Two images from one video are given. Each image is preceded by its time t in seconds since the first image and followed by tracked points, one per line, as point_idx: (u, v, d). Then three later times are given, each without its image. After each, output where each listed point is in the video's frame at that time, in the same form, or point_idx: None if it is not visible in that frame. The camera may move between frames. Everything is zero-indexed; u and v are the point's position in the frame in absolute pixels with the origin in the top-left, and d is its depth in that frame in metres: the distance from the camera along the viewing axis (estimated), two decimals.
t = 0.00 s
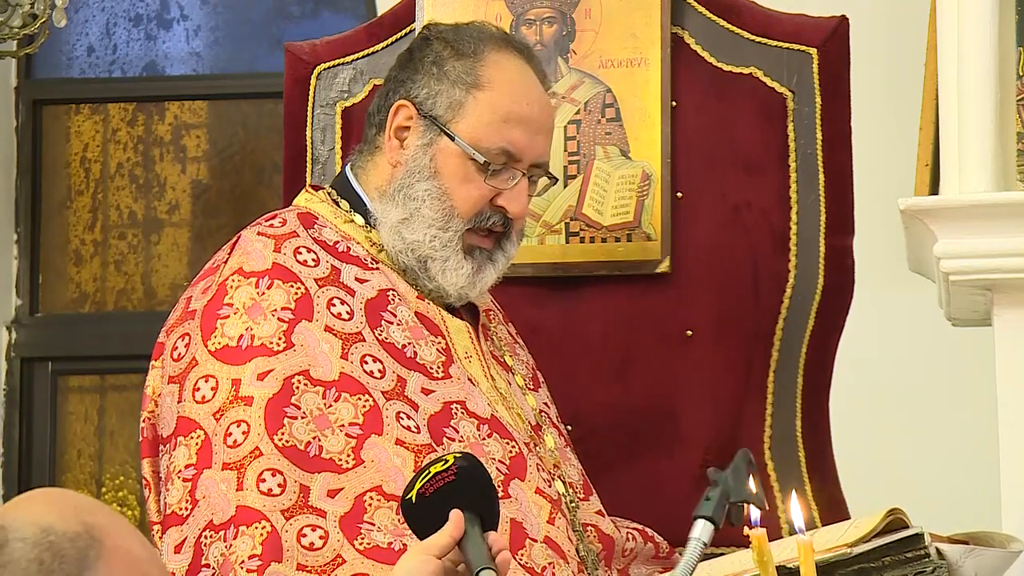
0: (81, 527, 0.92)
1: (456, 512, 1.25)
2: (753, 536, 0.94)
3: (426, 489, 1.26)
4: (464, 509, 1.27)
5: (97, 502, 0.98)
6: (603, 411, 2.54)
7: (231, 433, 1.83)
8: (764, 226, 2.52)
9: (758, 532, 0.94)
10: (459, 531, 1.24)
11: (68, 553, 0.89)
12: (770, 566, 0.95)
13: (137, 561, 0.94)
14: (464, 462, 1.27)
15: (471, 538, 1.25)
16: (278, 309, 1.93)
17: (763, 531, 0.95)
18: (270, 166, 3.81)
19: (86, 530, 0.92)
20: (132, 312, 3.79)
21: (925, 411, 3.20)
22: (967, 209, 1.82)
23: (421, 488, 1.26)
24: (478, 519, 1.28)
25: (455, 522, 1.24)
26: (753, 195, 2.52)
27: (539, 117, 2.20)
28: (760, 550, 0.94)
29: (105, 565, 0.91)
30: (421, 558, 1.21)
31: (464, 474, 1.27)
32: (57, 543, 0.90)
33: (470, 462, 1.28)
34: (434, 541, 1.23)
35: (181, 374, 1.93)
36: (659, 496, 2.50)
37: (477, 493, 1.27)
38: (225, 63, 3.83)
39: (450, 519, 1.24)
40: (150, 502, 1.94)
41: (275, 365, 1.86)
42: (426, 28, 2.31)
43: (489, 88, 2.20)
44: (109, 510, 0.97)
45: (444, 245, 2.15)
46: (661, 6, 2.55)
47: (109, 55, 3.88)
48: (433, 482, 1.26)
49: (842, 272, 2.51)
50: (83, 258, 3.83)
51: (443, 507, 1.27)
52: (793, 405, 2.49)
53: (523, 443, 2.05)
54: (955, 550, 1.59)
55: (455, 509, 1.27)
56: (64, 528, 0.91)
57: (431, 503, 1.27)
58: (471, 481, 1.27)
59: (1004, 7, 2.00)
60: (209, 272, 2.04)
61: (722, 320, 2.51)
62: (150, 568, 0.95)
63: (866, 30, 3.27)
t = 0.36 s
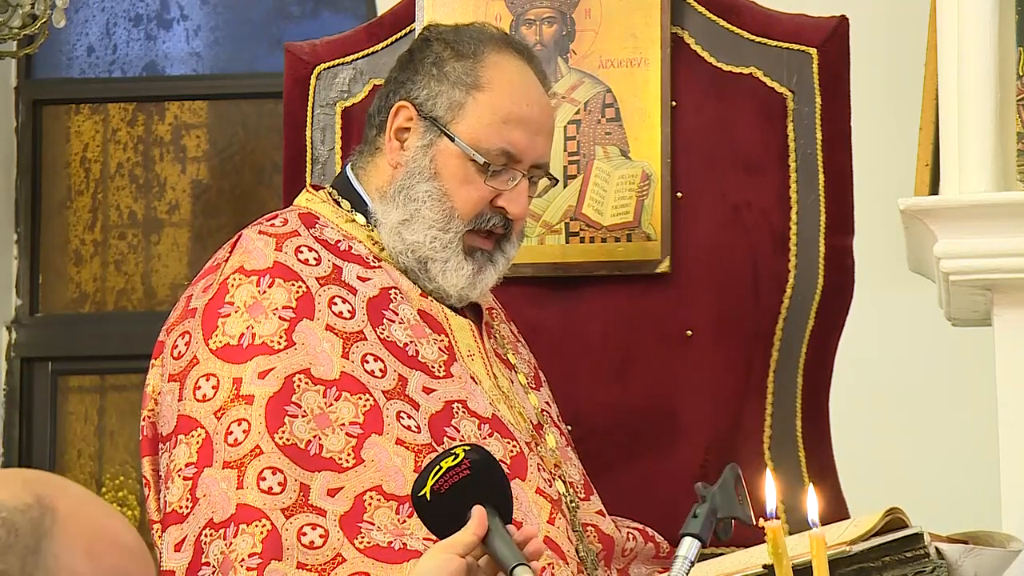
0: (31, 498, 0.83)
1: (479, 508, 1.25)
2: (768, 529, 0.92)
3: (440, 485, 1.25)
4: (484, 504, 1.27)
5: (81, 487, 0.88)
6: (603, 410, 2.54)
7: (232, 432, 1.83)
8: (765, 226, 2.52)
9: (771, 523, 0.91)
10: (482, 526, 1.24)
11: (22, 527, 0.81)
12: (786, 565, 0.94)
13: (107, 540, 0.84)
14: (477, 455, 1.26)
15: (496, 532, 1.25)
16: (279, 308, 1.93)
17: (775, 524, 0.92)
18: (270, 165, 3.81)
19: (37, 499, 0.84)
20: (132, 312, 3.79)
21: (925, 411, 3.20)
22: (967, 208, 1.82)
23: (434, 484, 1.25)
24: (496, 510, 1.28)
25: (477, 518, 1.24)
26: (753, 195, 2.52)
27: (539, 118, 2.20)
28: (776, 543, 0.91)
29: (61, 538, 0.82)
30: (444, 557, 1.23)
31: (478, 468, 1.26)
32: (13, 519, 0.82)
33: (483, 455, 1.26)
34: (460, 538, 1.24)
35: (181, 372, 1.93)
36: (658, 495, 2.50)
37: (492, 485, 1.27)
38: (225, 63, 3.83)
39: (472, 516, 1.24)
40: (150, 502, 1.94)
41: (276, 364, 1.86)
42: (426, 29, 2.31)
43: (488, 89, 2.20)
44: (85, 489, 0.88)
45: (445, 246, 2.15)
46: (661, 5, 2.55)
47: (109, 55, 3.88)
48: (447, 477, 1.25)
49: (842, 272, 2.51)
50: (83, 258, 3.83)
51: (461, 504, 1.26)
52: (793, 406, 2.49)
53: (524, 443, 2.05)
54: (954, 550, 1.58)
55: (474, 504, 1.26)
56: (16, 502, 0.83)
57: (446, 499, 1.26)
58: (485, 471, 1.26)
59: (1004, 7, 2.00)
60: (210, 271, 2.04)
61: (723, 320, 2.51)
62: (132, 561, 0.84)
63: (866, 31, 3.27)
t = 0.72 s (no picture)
0: (53, 507, 0.85)
1: (484, 516, 1.25)
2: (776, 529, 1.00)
3: (447, 488, 1.24)
4: (490, 510, 1.27)
5: (85, 491, 0.91)
6: (604, 410, 2.54)
7: (235, 432, 1.83)
8: (765, 226, 2.52)
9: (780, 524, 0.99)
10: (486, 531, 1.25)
11: (42, 533, 0.82)
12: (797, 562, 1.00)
13: (119, 541, 0.86)
14: (486, 459, 1.26)
15: (500, 538, 1.26)
16: (281, 308, 1.93)
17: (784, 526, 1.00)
18: (270, 165, 3.81)
19: (58, 509, 0.85)
20: (132, 312, 3.79)
21: (925, 411, 3.20)
22: (967, 208, 1.83)
23: (442, 487, 1.24)
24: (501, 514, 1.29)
25: (480, 525, 1.25)
26: (754, 195, 2.53)
27: (542, 118, 2.20)
28: (783, 542, 0.99)
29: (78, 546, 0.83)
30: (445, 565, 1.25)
31: (486, 472, 1.26)
32: (30, 526, 0.82)
33: (492, 459, 1.26)
34: (461, 546, 1.25)
35: (184, 372, 1.93)
36: (659, 495, 2.51)
37: (497, 489, 1.27)
38: (225, 62, 3.83)
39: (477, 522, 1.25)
40: (153, 502, 1.94)
41: (279, 364, 1.86)
42: (430, 29, 2.32)
43: (492, 90, 2.20)
44: (96, 497, 0.90)
45: (449, 246, 2.15)
46: (662, 6, 2.56)
47: (109, 55, 3.88)
48: (455, 481, 1.25)
49: (843, 273, 2.51)
50: (83, 258, 3.83)
51: (468, 509, 1.26)
52: (793, 406, 2.50)
53: (527, 443, 2.06)
54: (954, 549, 1.61)
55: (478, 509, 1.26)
56: (38, 509, 0.84)
57: (451, 502, 1.25)
58: (492, 476, 1.26)
59: (1004, 7, 2.01)
60: (213, 271, 2.04)
61: (724, 320, 2.52)
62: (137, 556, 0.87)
63: (865, 31, 3.27)
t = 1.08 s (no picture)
0: (87, 522, 0.81)
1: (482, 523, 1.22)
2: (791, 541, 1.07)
3: (446, 494, 1.22)
4: (487, 518, 1.24)
5: (103, 499, 0.88)
6: (603, 410, 2.54)
7: (233, 432, 1.83)
8: (765, 226, 2.52)
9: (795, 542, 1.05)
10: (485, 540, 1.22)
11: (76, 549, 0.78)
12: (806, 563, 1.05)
13: (148, 554, 0.84)
14: (485, 464, 1.24)
15: (498, 545, 1.23)
16: (280, 309, 1.93)
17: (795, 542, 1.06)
18: (270, 166, 3.81)
19: (97, 525, 0.81)
20: (132, 312, 3.79)
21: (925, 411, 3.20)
22: (967, 208, 1.82)
23: (441, 493, 1.22)
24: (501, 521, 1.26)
25: (479, 534, 1.22)
26: (753, 195, 2.52)
27: (541, 119, 2.20)
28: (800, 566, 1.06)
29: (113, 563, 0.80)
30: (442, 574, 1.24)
31: (485, 477, 1.24)
32: (67, 540, 0.79)
33: (492, 464, 1.25)
34: (459, 555, 1.23)
35: (183, 372, 1.93)
36: (659, 495, 2.51)
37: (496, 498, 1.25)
38: (225, 62, 3.83)
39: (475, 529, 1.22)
40: (152, 502, 1.94)
41: (277, 365, 1.86)
42: (430, 29, 2.32)
43: (491, 90, 2.20)
44: (111, 502, 0.88)
45: (448, 246, 2.15)
46: (661, 6, 2.55)
47: (109, 55, 3.88)
48: (454, 486, 1.23)
49: (842, 273, 2.51)
50: (83, 258, 3.84)
51: (465, 515, 1.24)
52: (793, 406, 2.49)
53: (525, 443, 2.06)
54: (954, 550, 1.62)
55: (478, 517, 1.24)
56: (73, 524, 0.80)
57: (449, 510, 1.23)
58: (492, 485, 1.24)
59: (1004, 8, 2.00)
60: (212, 271, 2.04)
61: (723, 320, 2.52)
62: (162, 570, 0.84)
63: (865, 30, 3.27)
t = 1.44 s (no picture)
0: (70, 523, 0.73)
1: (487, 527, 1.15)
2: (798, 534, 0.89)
3: (451, 497, 1.16)
4: (492, 522, 1.18)
5: (111, 499, 0.79)
6: (603, 410, 2.54)
7: (232, 432, 1.83)
8: (765, 226, 2.52)
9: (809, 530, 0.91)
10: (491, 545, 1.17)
11: (86, 550, 0.70)
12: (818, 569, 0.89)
13: (158, 556, 0.74)
14: (491, 469, 1.17)
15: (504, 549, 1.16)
16: (279, 309, 1.93)
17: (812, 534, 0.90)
18: (270, 166, 3.81)
19: (106, 526, 0.73)
20: (132, 312, 3.79)
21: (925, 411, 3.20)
22: (967, 208, 1.82)
23: (446, 496, 1.16)
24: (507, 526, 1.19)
25: (484, 538, 1.16)
26: (753, 195, 2.52)
27: (541, 119, 2.20)
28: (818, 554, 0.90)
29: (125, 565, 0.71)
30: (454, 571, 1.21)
31: (491, 481, 1.17)
32: (77, 541, 0.70)
33: (497, 468, 1.17)
34: (463, 559, 1.19)
35: (182, 373, 1.93)
36: (659, 495, 2.51)
37: (503, 500, 1.18)
38: (225, 62, 3.83)
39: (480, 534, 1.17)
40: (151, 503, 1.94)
41: (276, 365, 1.86)
42: (429, 29, 2.32)
43: (491, 90, 2.20)
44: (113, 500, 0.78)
45: (448, 246, 2.15)
46: (662, 5, 2.55)
47: (109, 55, 3.88)
48: (459, 490, 1.16)
49: (842, 273, 2.51)
50: (83, 258, 3.84)
51: (470, 518, 1.17)
52: (793, 406, 2.49)
53: (524, 443, 2.06)
54: (955, 551, 1.60)
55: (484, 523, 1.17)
56: (83, 524, 0.72)
57: (454, 513, 1.17)
58: (498, 490, 1.17)
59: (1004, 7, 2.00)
60: (211, 271, 2.04)
61: (723, 320, 2.51)
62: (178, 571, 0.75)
63: (866, 30, 3.27)
